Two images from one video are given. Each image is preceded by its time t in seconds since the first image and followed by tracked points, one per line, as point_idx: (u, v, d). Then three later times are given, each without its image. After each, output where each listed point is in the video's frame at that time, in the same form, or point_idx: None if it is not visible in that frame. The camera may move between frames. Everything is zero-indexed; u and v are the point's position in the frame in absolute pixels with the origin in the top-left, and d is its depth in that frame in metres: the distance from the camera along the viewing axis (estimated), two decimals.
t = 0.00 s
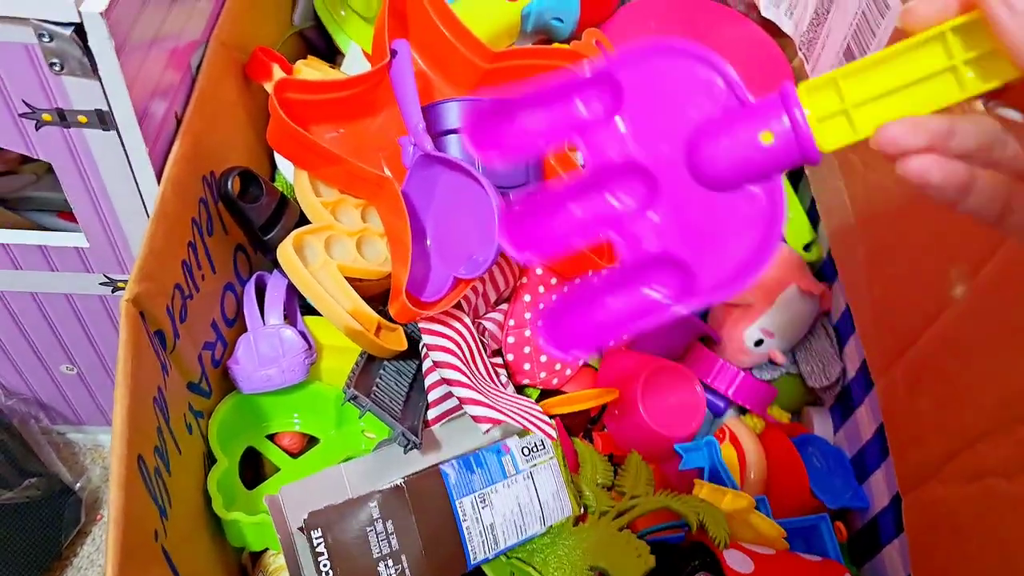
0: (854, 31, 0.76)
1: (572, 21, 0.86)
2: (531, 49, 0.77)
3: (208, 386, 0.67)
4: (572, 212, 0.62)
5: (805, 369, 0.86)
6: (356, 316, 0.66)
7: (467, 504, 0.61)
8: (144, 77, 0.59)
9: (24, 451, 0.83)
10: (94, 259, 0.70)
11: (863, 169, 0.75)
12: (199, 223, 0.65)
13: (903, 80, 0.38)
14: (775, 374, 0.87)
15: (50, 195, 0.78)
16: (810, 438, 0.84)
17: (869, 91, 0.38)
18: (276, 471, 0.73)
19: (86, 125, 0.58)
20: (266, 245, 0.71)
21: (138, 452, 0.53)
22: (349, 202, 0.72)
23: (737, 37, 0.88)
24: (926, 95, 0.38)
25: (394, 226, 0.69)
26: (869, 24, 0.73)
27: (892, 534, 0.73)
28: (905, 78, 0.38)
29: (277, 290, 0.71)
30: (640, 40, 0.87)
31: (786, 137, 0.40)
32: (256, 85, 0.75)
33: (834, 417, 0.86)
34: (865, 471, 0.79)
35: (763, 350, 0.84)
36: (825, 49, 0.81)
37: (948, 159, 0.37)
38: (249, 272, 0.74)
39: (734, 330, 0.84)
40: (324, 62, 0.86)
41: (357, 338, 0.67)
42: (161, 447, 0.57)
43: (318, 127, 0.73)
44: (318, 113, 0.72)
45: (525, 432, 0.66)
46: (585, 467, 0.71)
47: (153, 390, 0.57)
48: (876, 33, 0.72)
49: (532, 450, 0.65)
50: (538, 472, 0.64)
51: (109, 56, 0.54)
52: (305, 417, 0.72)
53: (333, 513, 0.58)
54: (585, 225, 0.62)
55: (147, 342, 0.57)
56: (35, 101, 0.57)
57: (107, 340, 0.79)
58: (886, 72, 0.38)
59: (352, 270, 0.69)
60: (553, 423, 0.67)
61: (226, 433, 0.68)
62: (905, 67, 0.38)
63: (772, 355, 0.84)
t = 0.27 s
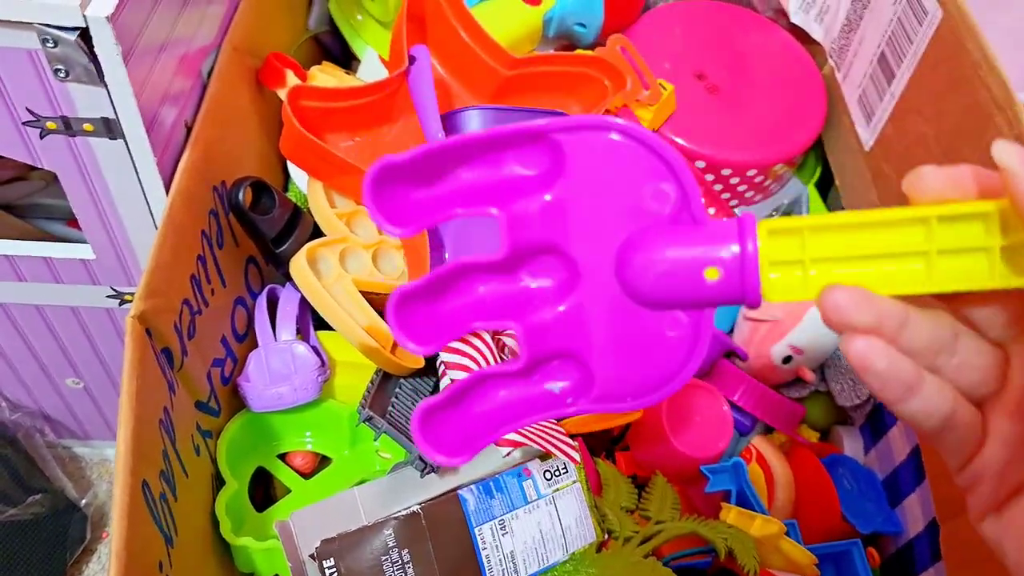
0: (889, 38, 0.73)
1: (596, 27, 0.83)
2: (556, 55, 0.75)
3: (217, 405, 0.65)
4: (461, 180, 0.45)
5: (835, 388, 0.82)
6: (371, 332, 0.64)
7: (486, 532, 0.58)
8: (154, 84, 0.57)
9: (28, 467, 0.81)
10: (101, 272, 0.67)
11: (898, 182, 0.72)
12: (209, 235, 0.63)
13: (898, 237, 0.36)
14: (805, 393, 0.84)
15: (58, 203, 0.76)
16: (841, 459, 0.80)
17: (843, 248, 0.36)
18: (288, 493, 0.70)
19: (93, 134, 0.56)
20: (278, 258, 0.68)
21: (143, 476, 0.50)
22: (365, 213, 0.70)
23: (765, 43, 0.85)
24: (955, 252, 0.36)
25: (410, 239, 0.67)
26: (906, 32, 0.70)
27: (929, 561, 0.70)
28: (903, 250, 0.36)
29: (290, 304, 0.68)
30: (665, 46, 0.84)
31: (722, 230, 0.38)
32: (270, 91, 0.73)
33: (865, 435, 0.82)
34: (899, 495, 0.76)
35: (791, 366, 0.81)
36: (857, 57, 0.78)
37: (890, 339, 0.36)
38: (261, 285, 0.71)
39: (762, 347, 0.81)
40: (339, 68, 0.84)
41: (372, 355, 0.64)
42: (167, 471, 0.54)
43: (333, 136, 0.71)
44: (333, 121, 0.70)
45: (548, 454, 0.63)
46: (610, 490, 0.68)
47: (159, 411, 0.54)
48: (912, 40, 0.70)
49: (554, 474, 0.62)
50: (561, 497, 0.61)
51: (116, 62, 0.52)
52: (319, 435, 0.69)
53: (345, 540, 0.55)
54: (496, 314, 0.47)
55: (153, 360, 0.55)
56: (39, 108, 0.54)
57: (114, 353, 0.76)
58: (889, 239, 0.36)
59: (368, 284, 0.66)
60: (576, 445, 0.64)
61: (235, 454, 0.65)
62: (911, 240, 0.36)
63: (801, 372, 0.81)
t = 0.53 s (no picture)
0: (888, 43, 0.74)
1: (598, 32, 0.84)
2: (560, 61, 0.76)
3: (223, 405, 0.66)
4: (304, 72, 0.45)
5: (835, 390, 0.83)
6: (375, 334, 0.65)
7: (489, 530, 0.59)
8: (163, 89, 0.58)
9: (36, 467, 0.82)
10: (109, 274, 0.68)
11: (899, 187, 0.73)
12: (216, 238, 0.64)
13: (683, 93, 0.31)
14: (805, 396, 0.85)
15: (67, 208, 0.77)
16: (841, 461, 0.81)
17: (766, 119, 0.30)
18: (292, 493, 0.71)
19: (102, 138, 0.57)
20: (284, 261, 0.69)
21: (151, 474, 0.51)
22: (369, 217, 0.71)
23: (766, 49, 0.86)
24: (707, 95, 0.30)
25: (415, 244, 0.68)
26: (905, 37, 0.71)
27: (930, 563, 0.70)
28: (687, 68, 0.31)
29: (295, 306, 0.69)
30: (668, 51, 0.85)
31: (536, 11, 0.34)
32: (276, 97, 0.74)
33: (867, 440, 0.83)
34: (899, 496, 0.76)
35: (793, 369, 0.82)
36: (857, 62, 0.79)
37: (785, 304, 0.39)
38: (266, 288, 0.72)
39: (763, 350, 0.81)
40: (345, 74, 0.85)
41: (376, 356, 0.65)
42: (174, 469, 0.55)
43: (339, 140, 0.72)
44: (340, 126, 0.71)
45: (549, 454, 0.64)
46: (611, 490, 0.69)
47: (167, 410, 0.55)
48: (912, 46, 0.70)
49: (555, 474, 0.63)
50: (562, 497, 0.62)
51: (126, 68, 0.53)
52: (323, 436, 0.70)
53: (350, 538, 0.56)
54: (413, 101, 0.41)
55: (161, 359, 0.56)
56: (50, 113, 0.56)
57: (121, 355, 0.77)
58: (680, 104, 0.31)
59: (374, 287, 0.67)
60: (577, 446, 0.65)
61: (241, 453, 0.66)
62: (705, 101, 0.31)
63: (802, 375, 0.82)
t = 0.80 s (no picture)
0: (885, 57, 0.74)
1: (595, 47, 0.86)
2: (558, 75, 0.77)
3: (225, 420, 0.66)
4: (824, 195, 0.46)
5: (834, 402, 0.83)
6: (377, 349, 0.65)
7: (491, 544, 0.59)
8: (165, 105, 0.58)
9: (38, 481, 0.82)
10: (111, 289, 0.69)
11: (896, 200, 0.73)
12: (217, 253, 0.64)
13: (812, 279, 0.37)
14: (804, 407, 0.85)
15: (70, 222, 0.77)
16: (842, 472, 0.81)
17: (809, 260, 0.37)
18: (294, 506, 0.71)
19: (105, 155, 0.57)
20: (285, 275, 0.69)
21: (154, 490, 0.51)
22: (370, 231, 0.71)
23: (763, 62, 0.87)
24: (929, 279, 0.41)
25: (415, 258, 0.68)
26: (902, 51, 0.71)
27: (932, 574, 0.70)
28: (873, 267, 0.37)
29: (296, 320, 0.69)
30: (665, 64, 0.85)
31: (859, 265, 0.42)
32: (276, 112, 0.75)
33: (866, 452, 0.83)
34: (900, 507, 0.77)
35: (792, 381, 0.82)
36: (853, 75, 0.80)
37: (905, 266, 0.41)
38: (267, 302, 0.73)
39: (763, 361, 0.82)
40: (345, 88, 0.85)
41: (377, 371, 0.65)
42: (177, 484, 0.55)
43: (338, 155, 0.72)
44: (338, 141, 0.71)
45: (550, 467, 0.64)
46: (611, 504, 0.70)
47: (170, 426, 0.55)
48: (908, 59, 0.71)
49: (556, 487, 0.63)
50: (563, 511, 0.62)
51: (129, 85, 0.53)
52: (324, 450, 0.70)
53: (352, 553, 0.56)
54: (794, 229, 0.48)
55: (164, 375, 0.56)
56: (53, 131, 0.56)
57: (123, 369, 0.77)
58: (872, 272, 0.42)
59: (374, 301, 0.67)
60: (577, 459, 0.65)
61: (243, 468, 0.66)
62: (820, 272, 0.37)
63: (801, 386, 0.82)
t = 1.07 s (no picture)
0: (865, 77, 0.76)
1: (581, 65, 0.86)
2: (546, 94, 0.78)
3: (215, 436, 0.67)
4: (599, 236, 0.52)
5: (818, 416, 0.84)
6: (364, 365, 0.67)
7: (474, 559, 0.61)
8: (155, 128, 0.59)
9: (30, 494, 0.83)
10: (103, 306, 0.70)
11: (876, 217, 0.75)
12: (207, 272, 0.65)
13: (763, 265, 0.38)
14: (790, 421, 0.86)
15: (61, 237, 0.78)
16: (824, 483, 0.83)
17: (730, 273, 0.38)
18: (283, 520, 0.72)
19: (96, 177, 0.58)
20: (276, 293, 0.71)
21: (144, 507, 0.53)
22: (359, 250, 0.72)
23: (747, 79, 0.88)
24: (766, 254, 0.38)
25: (401, 276, 0.69)
26: (880, 71, 0.73)
27: None
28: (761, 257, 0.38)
29: (286, 337, 0.70)
30: (650, 81, 0.87)
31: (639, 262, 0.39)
32: (267, 132, 0.76)
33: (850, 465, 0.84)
34: (881, 520, 0.78)
35: (776, 394, 0.83)
36: (835, 93, 0.81)
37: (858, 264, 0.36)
38: (257, 318, 0.74)
39: (747, 375, 0.83)
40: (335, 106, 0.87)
41: (365, 387, 0.67)
42: (167, 500, 0.57)
43: (327, 175, 0.73)
44: (327, 161, 0.72)
45: (534, 481, 0.64)
46: (595, 517, 0.70)
47: (159, 443, 0.57)
48: (887, 79, 0.72)
49: (540, 502, 0.64)
50: (546, 525, 0.63)
51: (119, 110, 0.54)
52: (312, 464, 0.71)
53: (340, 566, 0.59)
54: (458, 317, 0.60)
55: (154, 394, 0.57)
56: (46, 154, 0.57)
57: (115, 385, 0.78)
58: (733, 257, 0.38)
59: (362, 318, 0.69)
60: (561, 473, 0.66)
61: (233, 482, 0.67)
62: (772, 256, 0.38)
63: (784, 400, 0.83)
